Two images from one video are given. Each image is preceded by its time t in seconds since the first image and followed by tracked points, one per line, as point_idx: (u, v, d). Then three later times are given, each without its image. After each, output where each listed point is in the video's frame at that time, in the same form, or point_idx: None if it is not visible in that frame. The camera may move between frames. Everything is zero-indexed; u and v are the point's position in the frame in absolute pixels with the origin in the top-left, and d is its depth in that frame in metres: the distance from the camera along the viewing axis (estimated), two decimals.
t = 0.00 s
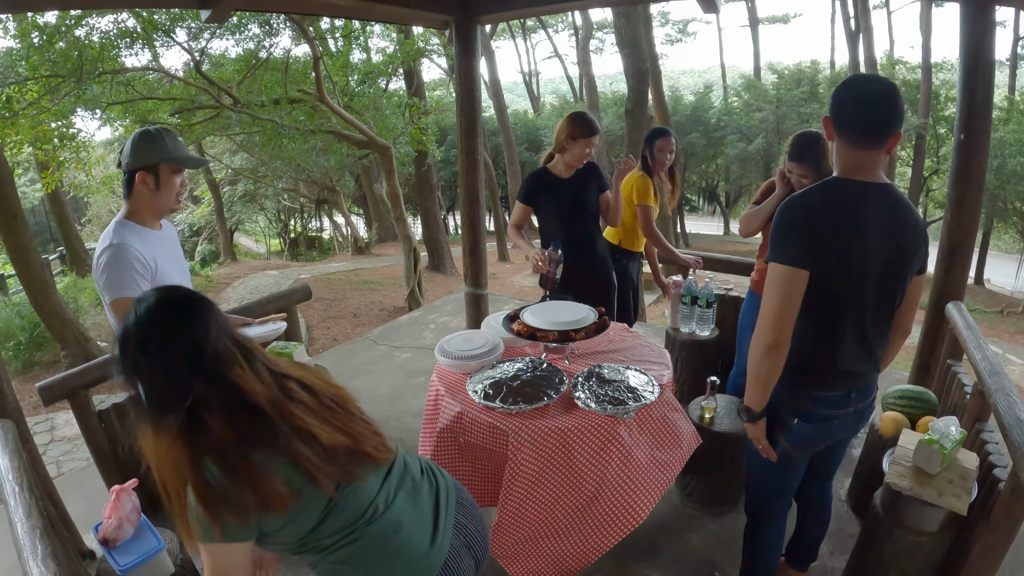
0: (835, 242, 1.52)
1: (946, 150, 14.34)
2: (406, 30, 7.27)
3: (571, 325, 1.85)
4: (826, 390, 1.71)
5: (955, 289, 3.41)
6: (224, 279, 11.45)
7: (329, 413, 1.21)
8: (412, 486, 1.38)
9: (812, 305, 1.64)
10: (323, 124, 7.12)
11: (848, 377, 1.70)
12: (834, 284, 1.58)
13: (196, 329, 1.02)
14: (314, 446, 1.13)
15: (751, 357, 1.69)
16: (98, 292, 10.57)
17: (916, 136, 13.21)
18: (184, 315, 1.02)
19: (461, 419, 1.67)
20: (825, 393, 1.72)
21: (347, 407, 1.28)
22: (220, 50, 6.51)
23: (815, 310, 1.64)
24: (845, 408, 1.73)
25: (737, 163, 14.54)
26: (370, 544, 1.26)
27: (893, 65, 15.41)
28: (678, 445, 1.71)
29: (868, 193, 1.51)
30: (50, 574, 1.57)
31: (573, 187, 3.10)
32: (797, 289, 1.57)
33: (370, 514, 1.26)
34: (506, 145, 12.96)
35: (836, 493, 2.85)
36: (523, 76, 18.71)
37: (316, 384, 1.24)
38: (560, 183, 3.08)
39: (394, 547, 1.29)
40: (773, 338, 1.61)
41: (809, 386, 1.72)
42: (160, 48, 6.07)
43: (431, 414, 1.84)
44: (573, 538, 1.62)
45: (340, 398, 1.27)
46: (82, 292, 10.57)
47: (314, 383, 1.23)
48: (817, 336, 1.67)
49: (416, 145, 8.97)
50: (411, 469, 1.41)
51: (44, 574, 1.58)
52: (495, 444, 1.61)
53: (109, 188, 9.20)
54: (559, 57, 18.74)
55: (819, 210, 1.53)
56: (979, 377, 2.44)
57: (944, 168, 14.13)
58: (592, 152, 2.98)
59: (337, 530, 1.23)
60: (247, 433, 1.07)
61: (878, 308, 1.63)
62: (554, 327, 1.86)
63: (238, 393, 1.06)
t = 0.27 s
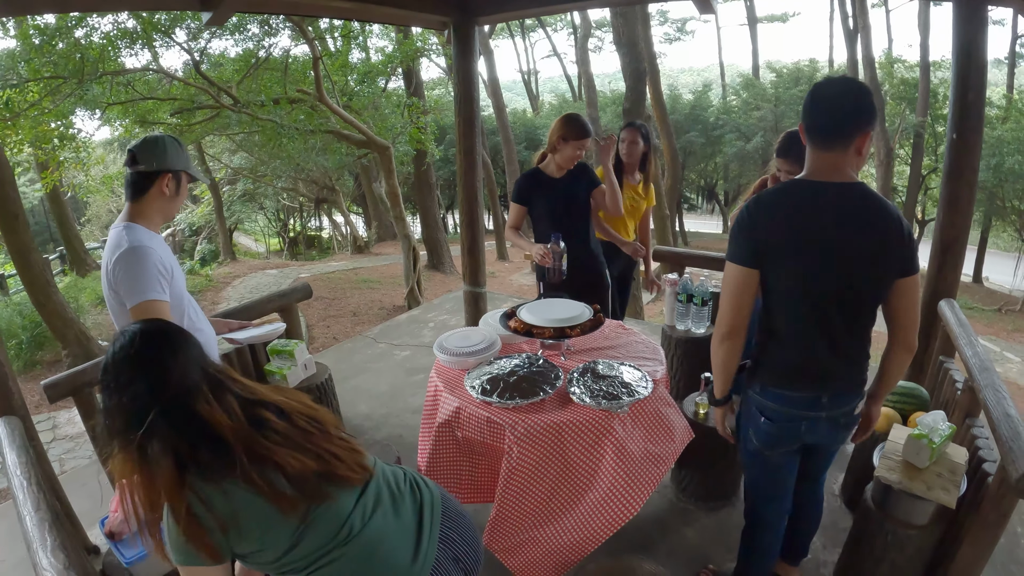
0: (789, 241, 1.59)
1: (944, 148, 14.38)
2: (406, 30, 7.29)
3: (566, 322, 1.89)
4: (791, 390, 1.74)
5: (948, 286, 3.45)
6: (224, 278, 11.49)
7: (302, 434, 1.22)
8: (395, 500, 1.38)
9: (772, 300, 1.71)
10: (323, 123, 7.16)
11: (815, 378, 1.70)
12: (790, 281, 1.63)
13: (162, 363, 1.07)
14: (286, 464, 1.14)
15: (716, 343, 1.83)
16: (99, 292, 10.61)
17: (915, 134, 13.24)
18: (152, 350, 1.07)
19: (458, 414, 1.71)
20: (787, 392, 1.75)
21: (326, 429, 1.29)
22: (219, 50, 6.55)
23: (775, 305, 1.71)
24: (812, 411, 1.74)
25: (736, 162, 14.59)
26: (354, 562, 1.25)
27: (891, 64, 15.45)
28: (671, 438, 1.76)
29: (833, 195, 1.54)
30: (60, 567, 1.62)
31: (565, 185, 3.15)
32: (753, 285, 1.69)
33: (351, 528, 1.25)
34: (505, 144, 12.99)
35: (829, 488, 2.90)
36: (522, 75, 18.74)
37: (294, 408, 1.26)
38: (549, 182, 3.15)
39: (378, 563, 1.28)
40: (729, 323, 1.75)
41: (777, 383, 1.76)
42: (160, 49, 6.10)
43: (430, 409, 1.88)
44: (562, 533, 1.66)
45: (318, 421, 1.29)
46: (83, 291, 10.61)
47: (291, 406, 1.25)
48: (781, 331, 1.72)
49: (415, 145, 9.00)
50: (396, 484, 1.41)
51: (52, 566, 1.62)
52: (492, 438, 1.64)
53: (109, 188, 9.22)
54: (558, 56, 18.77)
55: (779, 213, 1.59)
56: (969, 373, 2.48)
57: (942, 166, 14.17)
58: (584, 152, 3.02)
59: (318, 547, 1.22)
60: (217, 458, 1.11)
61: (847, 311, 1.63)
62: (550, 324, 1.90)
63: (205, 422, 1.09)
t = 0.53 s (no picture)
0: (776, 241, 1.63)
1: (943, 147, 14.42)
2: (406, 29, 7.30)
3: (573, 319, 1.92)
4: (783, 386, 1.76)
5: (947, 284, 3.48)
6: (225, 277, 11.51)
7: (319, 443, 1.22)
8: (409, 510, 1.36)
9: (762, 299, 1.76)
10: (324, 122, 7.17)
11: (805, 378, 1.72)
12: (777, 281, 1.67)
13: (182, 361, 1.08)
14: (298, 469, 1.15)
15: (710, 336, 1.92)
16: (100, 291, 10.63)
17: (914, 133, 13.27)
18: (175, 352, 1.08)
19: (466, 411, 1.74)
20: (781, 388, 1.77)
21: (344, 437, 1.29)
22: (220, 50, 6.55)
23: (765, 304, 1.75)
24: (802, 408, 1.75)
25: (735, 160, 14.62)
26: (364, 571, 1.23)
27: (891, 62, 15.48)
28: (677, 434, 1.78)
29: (830, 199, 1.56)
30: (76, 563, 1.64)
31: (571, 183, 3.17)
32: (746, 280, 1.79)
33: (361, 540, 1.23)
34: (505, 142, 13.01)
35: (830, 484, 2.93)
36: (521, 73, 18.75)
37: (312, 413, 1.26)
38: (558, 183, 3.15)
39: None
40: (719, 316, 1.85)
41: (772, 377, 1.78)
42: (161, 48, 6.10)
43: (438, 406, 1.91)
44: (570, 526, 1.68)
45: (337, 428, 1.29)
46: (84, 290, 10.63)
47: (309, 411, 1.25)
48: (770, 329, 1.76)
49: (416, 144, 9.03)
50: (410, 494, 1.40)
51: (68, 562, 1.64)
52: (500, 435, 1.67)
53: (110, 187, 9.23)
54: (558, 55, 18.79)
55: (773, 215, 1.63)
56: (968, 369, 2.51)
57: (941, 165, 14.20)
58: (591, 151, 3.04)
59: (327, 556, 1.21)
60: (230, 457, 1.12)
61: (836, 316, 1.64)
62: (556, 321, 1.93)
63: (221, 421, 1.11)
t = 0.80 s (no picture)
0: (787, 235, 1.67)
1: (944, 146, 14.42)
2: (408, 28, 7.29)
3: (583, 315, 1.93)
4: (791, 375, 1.78)
5: (951, 280, 3.49)
6: (227, 276, 11.52)
7: (344, 441, 1.20)
8: (428, 514, 1.35)
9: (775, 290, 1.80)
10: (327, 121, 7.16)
11: (806, 370, 1.74)
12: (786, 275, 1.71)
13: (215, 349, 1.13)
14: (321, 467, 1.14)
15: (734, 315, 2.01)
16: (102, 290, 10.64)
17: (915, 132, 13.26)
18: (209, 338, 1.13)
19: (478, 406, 1.75)
20: (790, 377, 1.79)
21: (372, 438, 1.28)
22: (222, 48, 6.55)
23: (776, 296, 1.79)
24: (807, 397, 1.76)
25: (736, 159, 14.63)
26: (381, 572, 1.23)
27: (892, 61, 15.48)
28: (688, 430, 1.80)
29: (844, 196, 1.56)
30: (88, 559, 1.65)
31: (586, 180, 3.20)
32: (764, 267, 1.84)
33: (378, 543, 1.23)
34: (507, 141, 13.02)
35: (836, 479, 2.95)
36: (522, 72, 18.74)
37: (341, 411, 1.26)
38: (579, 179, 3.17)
39: None
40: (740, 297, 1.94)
41: (780, 367, 1.81)
42: (163, 46, 6.09)
43: (449, 401, 1.92)
44: (581, 522, 1.70)
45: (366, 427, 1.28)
46: (86, 289, 10.64)
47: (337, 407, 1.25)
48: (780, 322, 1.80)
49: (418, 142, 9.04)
50: (431, 498, 1.39)
51: (80, 559, 1.65)
52: (512, 430, 1.68)
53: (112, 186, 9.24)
54: (559, 53, 18.78)
55: (788, 211, 1.66)
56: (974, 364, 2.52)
57: (942, 163, 14.20)
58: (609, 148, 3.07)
59: (344, 556, 1.22)
60: (253, 451, 1.13)
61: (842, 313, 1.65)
62: (567, 316, 1.94)
63: (245, 413, 1.13)
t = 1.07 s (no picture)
0: (803, 225, 1.68)
1: (945, 144, 14.41)
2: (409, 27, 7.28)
3: (590, 307, 1.92)
4: (807, 362, 1.78)
5: (956, 276, 3.49)
6: (228, 273, 11.53)
7: (358, 432, 1.19)
8: (439, 509, 1.34)
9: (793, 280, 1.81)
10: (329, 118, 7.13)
11: (823, 357, 1.74)
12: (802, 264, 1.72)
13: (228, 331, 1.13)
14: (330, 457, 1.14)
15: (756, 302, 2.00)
16: (103, 287, 10.64)
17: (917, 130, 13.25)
18: (225, 320, 1.13)
19: (486, 398, 1.75)
20: (806, 363, 1.79)
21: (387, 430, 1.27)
22: (223, 45, 6.55)
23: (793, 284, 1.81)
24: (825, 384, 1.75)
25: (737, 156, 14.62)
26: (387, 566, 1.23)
27: (893, 60, 15.47)
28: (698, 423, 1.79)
29: (859, 187, 1.56)
30: (93, 552, 1.65)
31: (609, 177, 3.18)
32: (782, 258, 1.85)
33: (388, 536, 1.23)
34: (508, 139, 13.01)
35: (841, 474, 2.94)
36: (523, 70, 18.73)
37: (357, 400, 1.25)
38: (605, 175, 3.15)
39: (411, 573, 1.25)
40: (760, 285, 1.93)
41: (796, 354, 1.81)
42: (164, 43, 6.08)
43: (457, 394, 1.91)
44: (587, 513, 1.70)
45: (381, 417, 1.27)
46: (87, 286, 10.63)
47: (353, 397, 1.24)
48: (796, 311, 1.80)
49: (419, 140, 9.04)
50: (444, 493, 1.38)
51: (85, 552, 1.64)
52: (521, 421, 1.68)
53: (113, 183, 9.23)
54: (560, 51, 18.78)
55: (805, 202, 1.67)
56: (980, 358, 2.52)
57: (943, 161, 14.19)
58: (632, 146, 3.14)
59: (351, 545, 1.21)
60: (264, 436, 1.14)
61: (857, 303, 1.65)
62: (574, 309, 1.94)
63: (255, 398, 1.13)
